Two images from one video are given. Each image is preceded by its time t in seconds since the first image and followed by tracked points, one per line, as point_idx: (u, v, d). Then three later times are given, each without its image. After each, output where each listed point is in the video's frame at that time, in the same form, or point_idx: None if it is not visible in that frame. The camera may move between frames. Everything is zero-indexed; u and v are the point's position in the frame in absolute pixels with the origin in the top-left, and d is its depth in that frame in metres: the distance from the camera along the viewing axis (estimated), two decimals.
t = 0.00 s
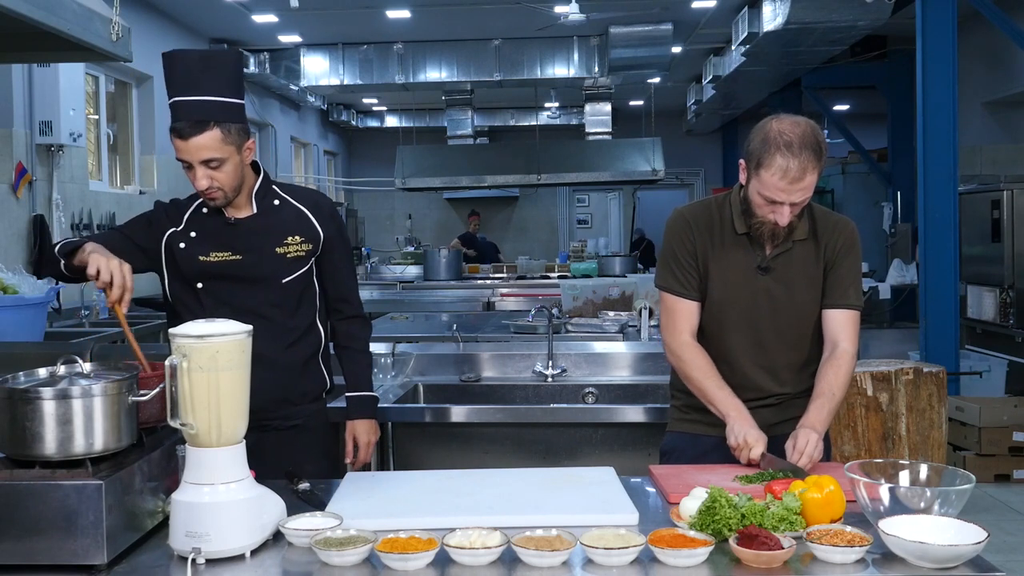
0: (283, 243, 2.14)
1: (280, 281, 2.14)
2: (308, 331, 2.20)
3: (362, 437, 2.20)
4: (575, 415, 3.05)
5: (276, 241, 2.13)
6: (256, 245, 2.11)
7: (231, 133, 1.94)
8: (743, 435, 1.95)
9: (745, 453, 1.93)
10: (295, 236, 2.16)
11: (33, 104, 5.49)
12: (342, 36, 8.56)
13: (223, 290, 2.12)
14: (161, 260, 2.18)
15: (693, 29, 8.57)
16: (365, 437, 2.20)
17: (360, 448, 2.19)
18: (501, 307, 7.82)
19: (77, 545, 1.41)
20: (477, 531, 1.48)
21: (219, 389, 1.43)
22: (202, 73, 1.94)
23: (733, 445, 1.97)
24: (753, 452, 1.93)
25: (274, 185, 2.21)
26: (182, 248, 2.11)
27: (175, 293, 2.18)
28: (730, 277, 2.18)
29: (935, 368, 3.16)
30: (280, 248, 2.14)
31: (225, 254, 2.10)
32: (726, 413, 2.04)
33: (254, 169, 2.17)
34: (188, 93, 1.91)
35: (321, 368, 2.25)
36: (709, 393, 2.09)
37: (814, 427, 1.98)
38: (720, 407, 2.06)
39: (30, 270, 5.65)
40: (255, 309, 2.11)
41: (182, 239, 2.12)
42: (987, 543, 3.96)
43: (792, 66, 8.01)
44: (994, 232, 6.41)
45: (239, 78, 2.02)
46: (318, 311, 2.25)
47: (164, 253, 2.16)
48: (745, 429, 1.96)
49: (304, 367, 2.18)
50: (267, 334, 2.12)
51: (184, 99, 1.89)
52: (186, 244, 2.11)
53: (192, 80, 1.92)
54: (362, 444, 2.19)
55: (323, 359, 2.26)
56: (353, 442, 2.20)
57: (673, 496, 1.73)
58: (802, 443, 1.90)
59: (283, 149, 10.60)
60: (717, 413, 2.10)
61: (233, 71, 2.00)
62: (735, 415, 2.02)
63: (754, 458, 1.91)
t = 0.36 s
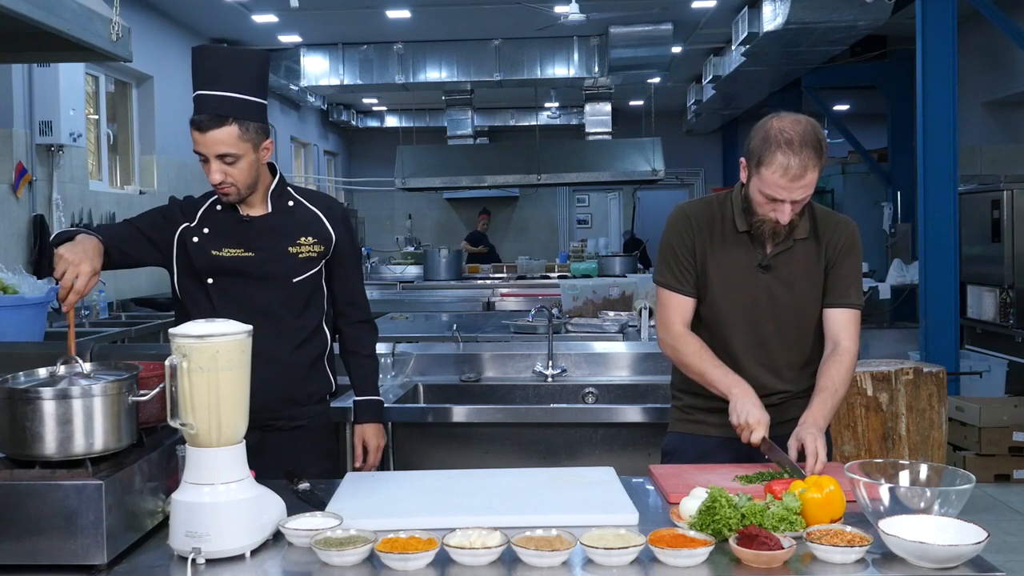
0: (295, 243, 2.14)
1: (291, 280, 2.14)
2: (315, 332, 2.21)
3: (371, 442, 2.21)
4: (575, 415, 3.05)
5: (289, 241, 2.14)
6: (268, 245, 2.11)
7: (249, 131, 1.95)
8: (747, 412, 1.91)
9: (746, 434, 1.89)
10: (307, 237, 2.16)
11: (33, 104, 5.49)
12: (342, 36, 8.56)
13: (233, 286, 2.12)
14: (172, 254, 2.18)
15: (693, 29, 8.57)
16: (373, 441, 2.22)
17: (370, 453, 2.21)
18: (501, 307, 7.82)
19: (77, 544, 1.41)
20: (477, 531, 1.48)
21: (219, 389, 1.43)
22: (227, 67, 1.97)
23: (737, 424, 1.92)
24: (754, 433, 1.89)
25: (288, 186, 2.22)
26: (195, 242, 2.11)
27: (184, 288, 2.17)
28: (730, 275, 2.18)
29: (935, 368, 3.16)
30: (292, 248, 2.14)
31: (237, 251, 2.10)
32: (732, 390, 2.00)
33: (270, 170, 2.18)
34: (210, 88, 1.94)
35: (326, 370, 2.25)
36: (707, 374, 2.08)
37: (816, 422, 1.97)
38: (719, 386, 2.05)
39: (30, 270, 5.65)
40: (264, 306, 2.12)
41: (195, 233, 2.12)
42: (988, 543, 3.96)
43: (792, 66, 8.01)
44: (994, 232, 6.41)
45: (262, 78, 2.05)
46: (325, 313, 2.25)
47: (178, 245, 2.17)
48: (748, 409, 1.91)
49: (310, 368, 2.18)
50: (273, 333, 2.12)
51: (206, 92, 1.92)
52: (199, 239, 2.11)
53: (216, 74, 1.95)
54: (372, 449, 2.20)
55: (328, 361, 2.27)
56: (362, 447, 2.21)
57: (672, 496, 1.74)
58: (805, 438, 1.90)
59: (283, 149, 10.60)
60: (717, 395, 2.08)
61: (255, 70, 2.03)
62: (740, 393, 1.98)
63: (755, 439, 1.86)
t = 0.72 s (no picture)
0: (294, 242, 2.14)
1: (289, 279, 2.14)
2: (314, 332, 2.20)
3: (368, 443, 2.21)
4: (575, 415, 3.05)
5: (287, 239, 2.13)
6: (267, 243, 2.12)
7: (264, 131, 1.97)
8: (741, 420, 1.92)
9: (742, 441, 1.91)
10: (306, 235, 2.15)
11: (33, 104, 5.49)
12: (342, 36, 8.56)
13: (233, 286, 2.12)
14: (174, 256, 2.19)
15: (693, 29, 8.57)
16: (371, 443, 2.21)
17: (367, 454, 2.20)
18: (501, 307, 7.82)
19: (77, 545, 1.41)
20: (477, 531, 1.48)
21: (219, 389, 1.43)
22: (244, 66, 1.98)
23: (731, 432, 1.94)
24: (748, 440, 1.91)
25: (288, 186, 2.21)
26: (194, 244, 2.12)
27: (186, 289, 2.18)
28: (731, 276, 2.18)
29: (935, 368, 3.16)
30: (290, 247, 2.13)
31: (237, 250, 2.10)
32: (725, 399, 2.02)
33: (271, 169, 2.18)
34: (228, 86, 1.94)
35: (325, 370, 2.25)
36: (704, 383, 2.08)
37: (822, 422, 1.96)
38: (713, 395, 2.05)
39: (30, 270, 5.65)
40: (263, 305, 2.12)
41: (195, 235, 2.13)
42: (988, 544, 3.96)
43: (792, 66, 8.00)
44: (994, 232, 6.41)
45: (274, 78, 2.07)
46: (324, 312, 2.25)
47: (178, 248, 2.18)
48: (742, 416, 1.93)
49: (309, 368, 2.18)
50: (271, 333, 2.12)
51: (226, 90, 1.92)
52: (198, 240, 2.12)
53: (233, 72, 1.96)
54: (369, 451, 2.20)
55: (328, 361, 2.26)
56: (360, 448, 2.21)
57: (672, 496, 1.74)
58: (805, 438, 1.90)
59: (283, 148, 10.59)
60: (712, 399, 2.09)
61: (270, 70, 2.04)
62: (735, 403, 1.99)
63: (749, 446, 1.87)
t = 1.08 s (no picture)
0: (286, 240, 2.14)
1: (284, 276, 2.13)
2: (310, 329, 2.20)
3: (368, 437, 2.20)
4: (575, 415, 3.06)
5: (280, 238, 2.13)
6: (261, 242, 2.12)
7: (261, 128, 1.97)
8: (740, 409, 1.92)
9: (740, 428, 1.90)
10: (298, 233, 2.16)
11: (33, 104, 5.49)
12: (342, 36, 8.56)
13: (229, 288, 2.11)
14: (168, 266, 2.18)
15: (693, 29, 8.57)
16: (371, 436, 2.20)
17: (367, 447, 2.20)
18: (501, 307, 7.82)
19: (77, 544, 1.41)
20: (477, 531, 1.48)
21: (219, 389, 1.43)
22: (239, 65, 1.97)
23: (729, 422, 1.93)
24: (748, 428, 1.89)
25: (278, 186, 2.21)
26: (188, 252, 2.11)
27: (183, 298, 2.18)
28: (730, 276, 2.18)
29: (934, 368, 3.16)
30: (283, 245, 2.13)
31: (230, 252, 2.10)
32: (719, 391, 2.02)
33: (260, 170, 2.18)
34: (225, 84, 1.94)
35: (322, 368, 2.25)
36: (699, 377, 2.09)
37: (817, 423, 1.95)
38: (709, 388, 2.05)
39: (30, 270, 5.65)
40: (260, 306, 2.11)
41: (188, 242, 2.12)
42: (988, 543, 3.96)
43: (792, 66, 8.00)
44: (994, 232, 6.41)
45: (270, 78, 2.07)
46: (319, 309, 2.25)
47: (170, 258, 2.16)
48: (737, 404, 1.93)
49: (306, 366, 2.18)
50: (267, 332, 2.12)
51: (224, 87, 1.92)
52: (192, 246, 2.11)
53: (229, 70, 1.96)
54: (369, 444, 2.19)
55: (325, 359, 2.26)
56: (359, 442, 2.20)
57: (672, 496, 1.74)
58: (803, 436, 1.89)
59: (283, 148, 10.59)
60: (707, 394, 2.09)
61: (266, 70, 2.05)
62: (729, 394, 1.99)
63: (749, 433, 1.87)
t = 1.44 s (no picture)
0: (281, 240, 2.13)
1: (279, 276, 2.13)
2: (305, 327, 2.21)
3: (361, 436, 2.25)
4: (574, 415, 3.06)
5: (274, 238, 2.13)
6: (255, 242, 2.11)
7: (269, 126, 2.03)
8: (741, 430, 1.93)
9: (744, 451, 1.90)
10: (292, 233, 2.15)
11: (33, 104, 5.49)
12: (342, 36, 8.56)
13: (224, 288, 2.11)
14: (161, 266, 2.17)
15: (693, 29, 8.57)
16: (363, 436, 2.25)
17: (361, 447, 2.24)
18: (501, 307, 7.82)
19: (77, 544, 1.41)
20: (477, 531, 1.48)
21: (219, 388, 1.43)
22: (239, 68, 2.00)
23: (731, 444, 1.94)
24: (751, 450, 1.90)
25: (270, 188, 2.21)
26: (182, 252, 2.10)
27: (177, 298, 2.17)
28: (730, 277, 2.18)
29: (935, 368, 3.15)
30: (277, 245, 2.13)
31: (225, 252, 2.09)
32: (722, 412, 2.01)
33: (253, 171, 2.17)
34: (235, 84, 1.96)
35: (318, 367, 2.25)
36: (701, 390, 2.09)
37: (810, 420, 1.95)
38: (712, 405, 2.05)
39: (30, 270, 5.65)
40: (257, 305, 2.11)
41: (181, 243, 2.11)
42: (988, 543, 3.96)
43: (792, 66, 8.01)
44: (994, 232, 6.40)
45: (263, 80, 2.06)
46: (312, 308, 2.25)
47: (165, 258, 2.15)
48: (740, 426, 1.93)
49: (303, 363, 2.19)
50: (264, 331, 2.11)
51: (243, 87, 1.96)
52: (185, 246, 2.10)
53: (234, 71, 1.98)
54: (362, 443, 2.23)
55: (319, 358, 2.27)
56: (352, 441, 2.24)
57: (672, 496, 1.74)
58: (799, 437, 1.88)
59: (283, 149, 10.59)
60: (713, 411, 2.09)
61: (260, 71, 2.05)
62: (732, 413, 1.99)
63: (753, 456, 1.88)
